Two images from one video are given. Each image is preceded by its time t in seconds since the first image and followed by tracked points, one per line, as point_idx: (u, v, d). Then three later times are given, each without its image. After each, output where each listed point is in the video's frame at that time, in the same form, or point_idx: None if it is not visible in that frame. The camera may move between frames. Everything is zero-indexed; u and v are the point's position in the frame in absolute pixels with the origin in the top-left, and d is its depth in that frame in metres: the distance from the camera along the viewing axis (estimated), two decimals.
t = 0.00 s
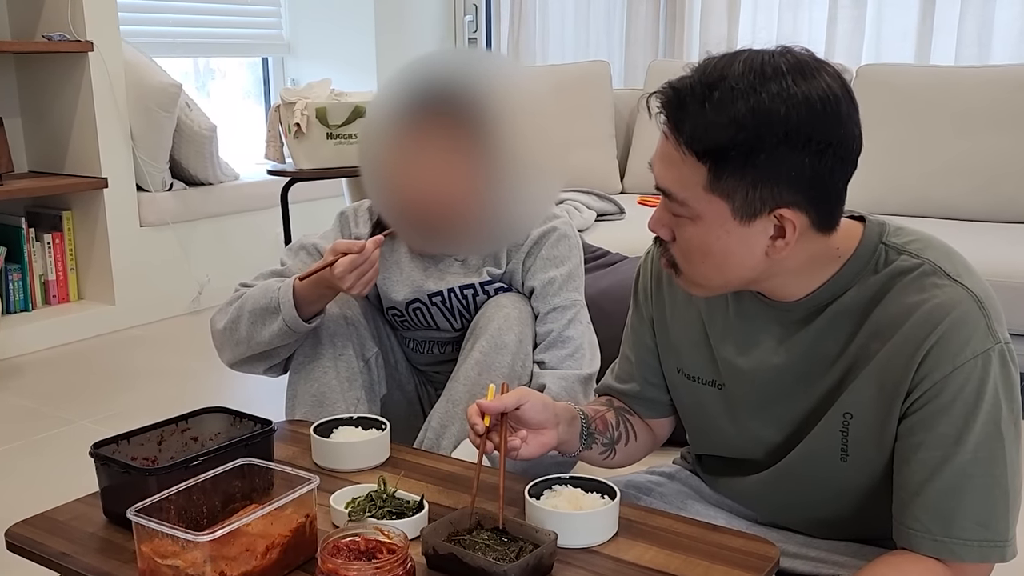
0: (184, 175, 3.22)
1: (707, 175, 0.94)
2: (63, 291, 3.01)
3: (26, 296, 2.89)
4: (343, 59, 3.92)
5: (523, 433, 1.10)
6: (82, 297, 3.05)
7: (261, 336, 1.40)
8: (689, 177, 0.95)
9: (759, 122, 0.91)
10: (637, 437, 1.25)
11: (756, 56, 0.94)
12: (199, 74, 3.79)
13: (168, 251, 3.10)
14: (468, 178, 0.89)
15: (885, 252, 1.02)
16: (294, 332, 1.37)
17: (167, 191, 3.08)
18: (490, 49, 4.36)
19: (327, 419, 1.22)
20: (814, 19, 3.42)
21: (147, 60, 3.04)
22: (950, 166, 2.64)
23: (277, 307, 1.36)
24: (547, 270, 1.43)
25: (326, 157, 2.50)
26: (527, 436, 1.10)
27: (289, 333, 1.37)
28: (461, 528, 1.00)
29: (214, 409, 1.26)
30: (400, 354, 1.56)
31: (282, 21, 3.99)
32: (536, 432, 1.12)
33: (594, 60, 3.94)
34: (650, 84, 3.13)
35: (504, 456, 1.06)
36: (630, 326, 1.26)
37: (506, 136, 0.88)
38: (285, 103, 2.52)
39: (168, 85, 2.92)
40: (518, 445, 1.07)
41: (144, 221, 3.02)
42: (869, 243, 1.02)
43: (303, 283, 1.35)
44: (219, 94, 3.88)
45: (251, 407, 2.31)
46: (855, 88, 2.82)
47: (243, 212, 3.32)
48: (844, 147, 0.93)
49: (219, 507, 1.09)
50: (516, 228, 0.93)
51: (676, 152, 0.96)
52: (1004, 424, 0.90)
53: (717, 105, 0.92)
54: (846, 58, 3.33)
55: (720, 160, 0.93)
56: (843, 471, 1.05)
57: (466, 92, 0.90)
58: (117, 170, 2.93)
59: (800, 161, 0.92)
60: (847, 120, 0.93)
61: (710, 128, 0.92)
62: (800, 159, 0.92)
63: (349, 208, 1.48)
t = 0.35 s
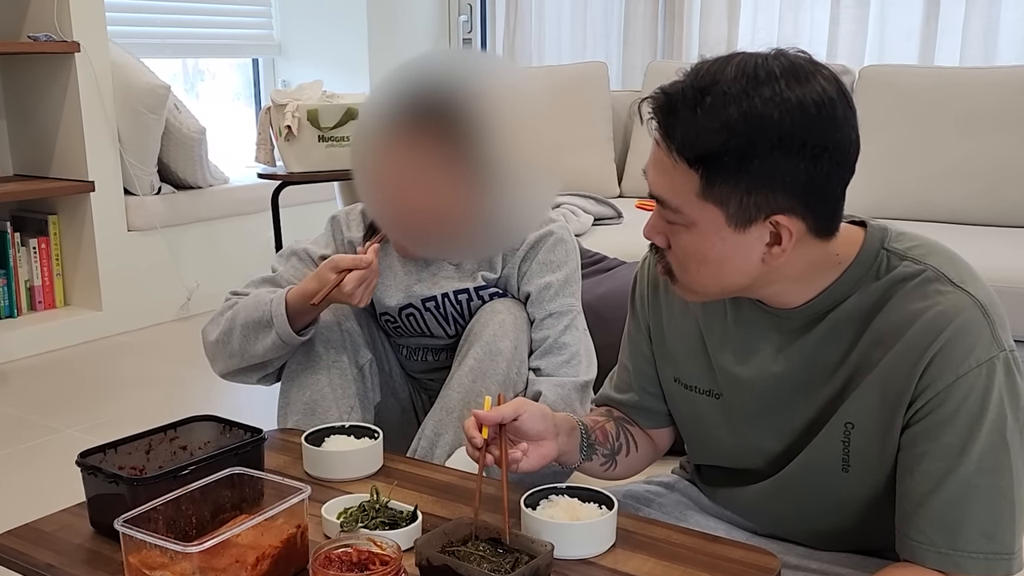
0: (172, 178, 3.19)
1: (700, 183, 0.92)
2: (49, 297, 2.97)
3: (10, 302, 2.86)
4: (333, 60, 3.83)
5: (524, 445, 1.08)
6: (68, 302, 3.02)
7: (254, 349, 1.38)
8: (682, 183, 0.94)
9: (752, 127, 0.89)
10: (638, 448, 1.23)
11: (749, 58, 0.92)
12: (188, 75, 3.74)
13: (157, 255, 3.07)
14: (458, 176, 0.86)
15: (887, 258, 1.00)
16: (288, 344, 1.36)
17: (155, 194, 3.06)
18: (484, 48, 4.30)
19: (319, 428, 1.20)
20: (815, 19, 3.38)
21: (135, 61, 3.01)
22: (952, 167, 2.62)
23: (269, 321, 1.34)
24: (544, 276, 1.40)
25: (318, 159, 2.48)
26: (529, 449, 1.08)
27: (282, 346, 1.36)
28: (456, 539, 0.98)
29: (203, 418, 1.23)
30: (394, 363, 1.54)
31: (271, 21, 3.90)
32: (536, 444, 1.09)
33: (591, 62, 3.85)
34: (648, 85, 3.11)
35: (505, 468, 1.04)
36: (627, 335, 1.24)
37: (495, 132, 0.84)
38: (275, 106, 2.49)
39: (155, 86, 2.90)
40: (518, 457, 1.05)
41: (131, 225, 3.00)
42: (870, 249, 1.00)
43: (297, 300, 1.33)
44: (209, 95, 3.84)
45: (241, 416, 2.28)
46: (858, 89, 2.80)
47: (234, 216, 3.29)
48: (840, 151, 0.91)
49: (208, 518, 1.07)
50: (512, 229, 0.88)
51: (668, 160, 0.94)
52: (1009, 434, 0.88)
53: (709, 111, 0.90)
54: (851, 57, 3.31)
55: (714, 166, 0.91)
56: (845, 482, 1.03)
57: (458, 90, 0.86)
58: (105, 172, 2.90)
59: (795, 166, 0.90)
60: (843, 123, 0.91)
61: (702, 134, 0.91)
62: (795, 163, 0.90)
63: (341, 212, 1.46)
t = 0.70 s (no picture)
0: (160, 182, 3.16)
1: (687, 194, 0.91)
2: (36, 303, 2.94)
3: None
4: (324, 60, 3.79)
5: (515, 446, 1.07)
6: (54, 308, 2.99)
7: (224, 378, 1.34)
8: (670, 194, 0.92)
9: (736, 139, 0.87)
10: (635, 455, 1.20)
11: (737, 66, 0.89)
12: (177, 77, 3.73)
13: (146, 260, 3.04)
14: (455, 179, 0.84)
15: (887, 263, 0.98)
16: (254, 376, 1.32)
17: (143, 198, 3.02)
18: (479, 48, 4.24)
19: (310, 436, 1.17)
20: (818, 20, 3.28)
21: (122, 61, 2.98)
22: (949, 172, 2.56)
23: (232, 352, 1.30)
24: (542, 282, 1.39)
25: (309, 162, 2.46)
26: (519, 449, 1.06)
27: (248, 378, 1.32)
28: (450, 549, 0.95)
29: (192, 426, 1.21)
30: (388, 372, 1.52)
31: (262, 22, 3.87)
32: (528, 446, 1.07)
33: (589, 62, 3.75)
34: (645, 86, 3.08)
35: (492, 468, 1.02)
36: (623, 341, 1.22)
37: (491, 134, 0.82)
38: (266, 107, 2.48)
39: (144, 88, 2.86)
40: (506, 458, 1.03)
41: (120, 230, 2.96)
42: (870, 254, 0.98)
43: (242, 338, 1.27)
44: (198, 96, 3.81)
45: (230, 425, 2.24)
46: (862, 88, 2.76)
47: (224, 220, 3.26)
48: (829, 162, 0.88)
49: (197, 528, 1.04)
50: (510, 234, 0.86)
51: (657, 171, 0.92)
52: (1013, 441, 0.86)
53: (693, 122, 0.88)
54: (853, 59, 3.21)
55: (699, 178, 0.89)
56: (846, 491, 1.01)
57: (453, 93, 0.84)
58: (90, 174, 2.87)
59: (781, 178, 0.88)
60: (835, 133, 0.88)
61: (687, 145, 0.89)
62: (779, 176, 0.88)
63: (333, 217, 1.45)
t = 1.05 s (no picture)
0: (149, 185, 3.13)
1: (743, 207, 0.86)
2: (22, 308, 2.91)
3: None
4: (316, 60, 3.77)
5: (502, 449, 1.05)
6: (41, 314, 2.96)
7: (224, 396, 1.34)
8: (721, 213, 0.86)
9: (788, 135, 0.84)
10: (629, 465, 1.18)
11: (740, 67, 0.87)
12: (166, 78, 3.69)
13: (134, 264, 3.02)
14: (446, 179, 0.81)
15: (890, 269, 0.96)
16: (250, 388, 1.32)
17: (132, 202, 2.99)
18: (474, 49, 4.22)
19: (301, 445, 1.15)
20: (820, 20, 3.27)
21: (110, 62, 2.96)
22: (944, 173, 2.55)
23: (222, 368, 1.30)
24: (536, 286, 1.36)
25: (301, 165, 2.44)
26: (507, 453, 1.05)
27: (244, 391, 1.32)
28: (444, 561, 0.93)
29: (182, 434, 1.18)
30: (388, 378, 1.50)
31: (254, 23, 3.86)
32: (516, 449, 1.06)
33: (587, 63, 3.73)
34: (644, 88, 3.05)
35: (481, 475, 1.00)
36: (618, 350, 1.20)
37: (484, 132, 0.80)
38: (257, 109, 2.47)
39: (131, 89, 2.83)
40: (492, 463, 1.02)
41: (108, 235, 2.94)
42: (872, 260, 0.97)
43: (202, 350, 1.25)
44: (187, 98, 3.79)
45: (221, 433, 2.22)
46: (864, 90, 2.74)
47: (215, 224, 3.25)
48: (846, 145, 0.88)
49: (186, 539, 1.02)
50: (506, 235, 0.83)
51: (694, 190, 0.86)
52: (1020, 450, 0.84)
53: (738, 128, 0.84)
54: (856, 59, 3.20)
55: (757, 185, 0.85)
56: (848, 501, 0.99)
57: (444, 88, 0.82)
58: (77, 177, 2.84)
59: (824, 165, 0.87)
60: (845, 118, 0.88)
61: (742, 153, 0.84)
62: (825, 161, 0.87)
63: (325, 222, 1.43)
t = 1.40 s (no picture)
0: (136, 188, 3.10)
1: (721, 202, 0.85)
2: (7, 314, 2.87)
3: None
4: (307, 60, 3.76)
5: (504, 469, 1.03)
6: (26, 320, 2.92)
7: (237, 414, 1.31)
8: (700, 205, 0.86)
9: (782, 137, 0.82)
10: (630, 477, 1.16)
11: (761, 62, 0.86)
12: (154, 79, 3.66)
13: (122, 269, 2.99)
14: (438, 181, 0.79)
15: (902, 274, 0.94)
16: (264, 400, 1.29)
17: (118, 205, 2.96)
18: (470, 48, 4.20)
19: (292, 453, 1.13)
20: (822, 19, 3.25)
21: (97, 63, 2.92)
22: (942, 176, 2.55)
23: (233, 385, 1.28)
24: (528, 289, 1.34)
25: (292, 167, 2.42)
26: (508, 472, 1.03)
27: (257, 404, 1.28)
28: (438, 572, 0.91)
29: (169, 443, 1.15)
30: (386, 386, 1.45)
31: (244, 21, 3.84)
32: (517, 467, 1.04)
33: (584, 63, 3.72)
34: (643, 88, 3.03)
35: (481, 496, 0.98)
36: (620, 358, 1.18)
37: (473, 134, 0.78)
38: (246, 110, 2.45)
39: (119, 90, 2.80)
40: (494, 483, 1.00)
41: (94, 239, 2.91)
42: (884, 266, 0.94)
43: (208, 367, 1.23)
44: (176, 99, 3.77)
45: (212, 442, 2.18)
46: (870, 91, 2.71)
47: (206, 228, 3.23)
48: (862, 155, 0.85)
49: (174, 550, 0.99)
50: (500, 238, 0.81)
51: (681, 177, 0.87)
52: None
53: (726, 123, 0.83)
54: (859, 58, 3.19)
55: (739, 183, 0.84)
56: (856, 511, 0.97)
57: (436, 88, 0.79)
58: (63, 180, 2.81)
59: (822, 175, 0.84)
60: (862, 129, 0.85)
61: (725, 147, 0.84)
62: (824, 171, 0.84)
63: (314, 226, 1.41)
